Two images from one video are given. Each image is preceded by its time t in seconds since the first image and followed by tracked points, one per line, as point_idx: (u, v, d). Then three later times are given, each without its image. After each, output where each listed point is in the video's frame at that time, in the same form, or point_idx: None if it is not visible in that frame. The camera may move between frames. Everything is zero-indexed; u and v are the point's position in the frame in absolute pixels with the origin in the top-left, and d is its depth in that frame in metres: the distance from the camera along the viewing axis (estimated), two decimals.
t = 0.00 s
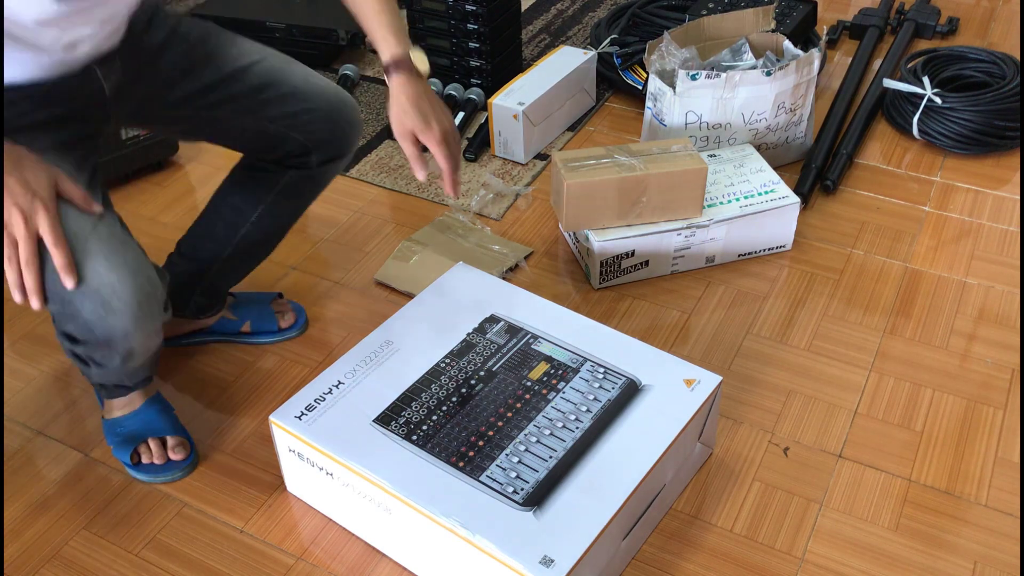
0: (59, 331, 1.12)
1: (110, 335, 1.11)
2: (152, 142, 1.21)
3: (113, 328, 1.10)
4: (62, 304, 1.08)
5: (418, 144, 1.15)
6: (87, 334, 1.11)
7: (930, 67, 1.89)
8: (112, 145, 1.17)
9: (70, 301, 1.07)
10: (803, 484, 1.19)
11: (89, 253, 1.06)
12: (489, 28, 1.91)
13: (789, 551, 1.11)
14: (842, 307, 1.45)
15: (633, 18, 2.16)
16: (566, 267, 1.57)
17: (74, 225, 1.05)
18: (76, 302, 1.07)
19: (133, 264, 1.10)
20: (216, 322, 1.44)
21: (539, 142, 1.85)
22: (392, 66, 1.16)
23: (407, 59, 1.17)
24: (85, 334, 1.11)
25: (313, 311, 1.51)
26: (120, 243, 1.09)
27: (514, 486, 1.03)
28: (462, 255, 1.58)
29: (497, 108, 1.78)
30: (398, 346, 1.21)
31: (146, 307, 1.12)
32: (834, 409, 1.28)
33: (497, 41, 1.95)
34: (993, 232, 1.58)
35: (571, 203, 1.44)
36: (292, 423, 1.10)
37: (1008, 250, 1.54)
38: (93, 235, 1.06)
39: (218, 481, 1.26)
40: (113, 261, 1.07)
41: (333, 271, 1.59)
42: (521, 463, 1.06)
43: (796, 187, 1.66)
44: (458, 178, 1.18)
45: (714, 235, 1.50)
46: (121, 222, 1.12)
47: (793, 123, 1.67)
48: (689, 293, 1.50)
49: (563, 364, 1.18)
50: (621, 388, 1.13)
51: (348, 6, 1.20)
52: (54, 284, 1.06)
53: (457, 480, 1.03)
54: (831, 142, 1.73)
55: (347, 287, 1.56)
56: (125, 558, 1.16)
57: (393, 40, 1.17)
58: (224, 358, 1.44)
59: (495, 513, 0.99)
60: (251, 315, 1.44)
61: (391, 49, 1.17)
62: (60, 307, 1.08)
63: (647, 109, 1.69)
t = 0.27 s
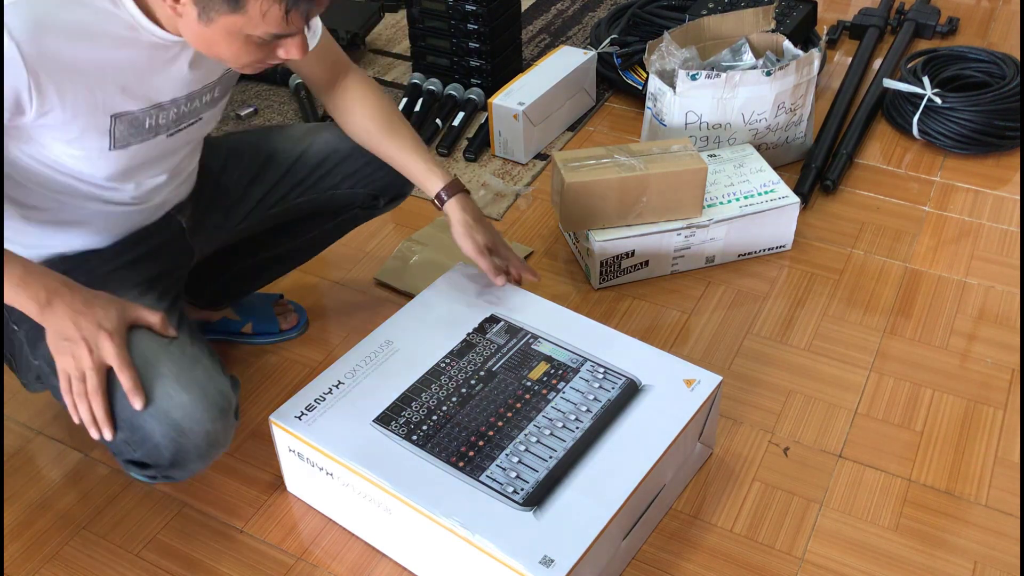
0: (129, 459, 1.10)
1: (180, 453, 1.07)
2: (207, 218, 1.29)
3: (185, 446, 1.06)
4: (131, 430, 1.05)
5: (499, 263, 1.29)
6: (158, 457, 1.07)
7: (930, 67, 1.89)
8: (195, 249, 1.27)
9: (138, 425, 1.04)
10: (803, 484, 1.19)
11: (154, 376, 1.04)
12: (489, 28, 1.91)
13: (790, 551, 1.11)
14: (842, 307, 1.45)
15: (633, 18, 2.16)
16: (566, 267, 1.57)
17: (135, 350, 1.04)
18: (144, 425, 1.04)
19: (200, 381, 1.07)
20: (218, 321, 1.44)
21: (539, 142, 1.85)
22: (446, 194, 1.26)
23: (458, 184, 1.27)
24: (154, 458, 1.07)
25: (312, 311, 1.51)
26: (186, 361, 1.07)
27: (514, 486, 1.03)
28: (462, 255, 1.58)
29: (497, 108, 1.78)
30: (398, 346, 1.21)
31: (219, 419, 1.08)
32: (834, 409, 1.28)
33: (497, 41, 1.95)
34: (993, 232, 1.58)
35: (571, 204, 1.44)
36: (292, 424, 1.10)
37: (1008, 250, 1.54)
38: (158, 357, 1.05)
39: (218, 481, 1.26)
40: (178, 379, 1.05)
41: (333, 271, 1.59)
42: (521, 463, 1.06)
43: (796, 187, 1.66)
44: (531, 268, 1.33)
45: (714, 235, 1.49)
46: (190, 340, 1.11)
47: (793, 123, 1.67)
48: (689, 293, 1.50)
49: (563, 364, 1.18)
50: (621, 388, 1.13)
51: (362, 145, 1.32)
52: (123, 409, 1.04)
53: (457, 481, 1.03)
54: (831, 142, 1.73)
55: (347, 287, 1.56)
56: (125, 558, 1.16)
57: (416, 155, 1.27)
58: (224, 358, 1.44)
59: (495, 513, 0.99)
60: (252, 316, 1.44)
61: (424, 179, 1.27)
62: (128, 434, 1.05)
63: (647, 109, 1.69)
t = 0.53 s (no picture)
0: (124, 457, 1.06)
1: (185, 453, 1.06)
2: (216, 210, 1.29)
3: (191, 446, 1.05)
4: (136, 423, 1.03)
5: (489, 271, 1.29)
6: (160, 456, 1.05)
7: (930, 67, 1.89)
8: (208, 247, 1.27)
9: (146, 419, 1.03)
10: (803, 484, 1.19)
11: (168, 373, 1.04)
12: (489, 28, 1.91)
13: (789, 551, 1.11)
14: (842, 307, 1.45)
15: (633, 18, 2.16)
16: (566, 267, 1.57)
17: (151, 346, 1.05)
18: (153, 419, 1.03)
19: (212, 382, 1.08)
20: (216, 317, 1.43)
21: (539, 142, 1.85)
22: (437, 205, 1.25)
23: (449, 194, 1.26)
24: (155, 456, 1.05)
25: (312, 311, 1.51)
26: (200, 361, 1.08)
27: (514, 486, 1.03)
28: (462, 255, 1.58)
29: (497, 108, 1.78)
30: (398, 346, 1.21)
31: (226, 424, 1.08)
32: (834, 409, 1.28)
33: (497, 41, 1.95)
34: (993, 232, 1.57)
35: (571, 204, 1.44)
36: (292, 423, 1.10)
37: (1008, 250, 1.54)
38: (172, 356, 1.06)
39: (218, 481, 1.26)
40: (189, 377, 1.05)
41: (333, 271, 1.59)
42: (521, 463, 1.06)
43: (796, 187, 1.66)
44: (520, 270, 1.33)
45: (714, 235, 1.49)
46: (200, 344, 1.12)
47: (793, 123, 1.67)
48: (689, 293, 1.50)
49: (563, 364, 1.18)
50: (621, 388, 1.13)
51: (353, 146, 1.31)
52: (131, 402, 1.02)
53: (457, 480, 1.03)
54: (831, 142, 1.73)
55: (347, 287, 1.56)
56: (125, 558, 1.16)
57: (407, 160, 1.27)
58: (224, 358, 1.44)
59: (495, 513, 0.99)
60: (252, 314, 1.44)
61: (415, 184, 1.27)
62: (131, 428, 1.03)
63: (647, 109, 1.69)
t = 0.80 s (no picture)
0: (50, 450, 1.09)
1: (106, 451, 1.07)
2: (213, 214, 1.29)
3: (112, 444, 1.07)
4: (64, 413, 1.06)
5: (487, 283, 1.30)
6: (82, 450, 1.07)
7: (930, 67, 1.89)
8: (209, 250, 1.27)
9: (73, 411, 1.05)
10: (803, 484, 1.19)
11: (108, 367, 1.06)
12: (489, 28, 1.91)
13: (790, 551, 1.11)
14: (842, 307, 1.45)
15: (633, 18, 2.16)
16: (566, 267, 1.57)
17: (98, 340, 1.06)
18: (81, 413, 1.06)
19: (151, 381, 1.08)
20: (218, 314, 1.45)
21: (539, 142, 1.85)
22: (438, 220, 1.28)
23: (451, 209, 1.29)
24: (78, 450, 1.07)
25: (312, 311, 1.51)
26: (145, 361, 1.08)
27: (513, 486, 1.03)
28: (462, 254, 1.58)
29: (497, 108, 1.78)
30: (398, 346, 1.21)
31: (155, 426, 1.08)
32: (834, 409, 1.28)
33: (497, 41, 1.95)
34: (993, 232, 1.57)
35: (571, 204, 1.44)
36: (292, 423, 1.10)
37: (1008, 250, 1.54)
38: (118, 353, 1.07)
39: (218, 481, 1.26)
40: (130, 374, 1.07)
41: (333, 271, 1.59)
42: (521, 463, 1.06)
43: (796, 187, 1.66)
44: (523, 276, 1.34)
45: (715, 236, 1.49)
46: (162, 342, 1.12)
47: (793, 123, 1.67)
48: (689, 293, 1.50)
49: (563, 364, 1.18)
50: (621, 388, 1.13)
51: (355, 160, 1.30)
52: (63, 389, 1.05)
53: (457, 480, 1.03)
54: (831, 142, 1.73)
55: (348, 287, 1.56)
56: (124, 558, 1.16)
57: (404, 172, 1.29)
58: (224, 358, 1.44)
59: (495, 513, 0.99)
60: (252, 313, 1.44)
61: (416, 200, 1.29)
62: (59, 419, 1.06)
63: (647, 109, 1.69)
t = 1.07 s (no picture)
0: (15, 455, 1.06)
1: (62, 461, 1.04)
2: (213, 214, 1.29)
3: (67, 455, 1.03)
4: (24, 420, 1.03)
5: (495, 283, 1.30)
6: (40, 458, 1.04)
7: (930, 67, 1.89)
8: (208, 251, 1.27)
9: (31, 418, 1.03)
10: (803, 484, 1.19)
11: (71, 374, 1.03)
12: (489, 28, 1.91)
13: (789, 550, 1.11)
14: (842, 307, 1.45)
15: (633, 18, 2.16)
16: (566, 267, 1.57)
17: (67, 347, 1.04)
18: (39, 420, 1.03)
19: (112, 392, 1.04)
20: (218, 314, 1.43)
21: (539, 142, 1.85)
22: (444, 225, 1.26)
23: (456, 214, 1.27)
24: (35, 458, 1.04)
25: (312, 311, 1.51)
26: (108, 370, 1.05)
27: (513, 486, 1.03)
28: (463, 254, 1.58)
29: (497, 108, 1.78)
30: (398, 346, 1.21)
31: (112, 439, 1.04)
32: (834, 409, 1.28)
33: (497, 41, 1.95)
34: (993, 232, 1.57)
35: (571, 204, 1.44)
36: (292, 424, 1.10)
37: (1008, 250, 1.54)
38: (83, 360, 1.04)
39: (218, 481, 1.26)
40: (92, 382, 1.03)
41: (333, 271, 1.60)
42: (521, 463, 1.06)
43: (797, 187, 1.66)
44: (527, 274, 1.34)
45: (715, 235, 1.49)
46: (135, 352, 1.08)
47: (793, 123, 1.67)
48: (689, 293, 1.50)
49: (563, 364, 1.18)
50: (621, 388, 1.13)
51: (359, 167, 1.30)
52: (26, 395, 1.03)
53: (457, 480, 1.04)
54: (831, 142, 1.73)
55: (348, 287, 1.56)
56: (124, 558, 1.17)
57: (404, 174, 1.27)
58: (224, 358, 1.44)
59: (495, 513, 0.99)
60: (252, 311, 1.44)
61: (420, 202, 1.27)
62: (20, 424, 1.03)
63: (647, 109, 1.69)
